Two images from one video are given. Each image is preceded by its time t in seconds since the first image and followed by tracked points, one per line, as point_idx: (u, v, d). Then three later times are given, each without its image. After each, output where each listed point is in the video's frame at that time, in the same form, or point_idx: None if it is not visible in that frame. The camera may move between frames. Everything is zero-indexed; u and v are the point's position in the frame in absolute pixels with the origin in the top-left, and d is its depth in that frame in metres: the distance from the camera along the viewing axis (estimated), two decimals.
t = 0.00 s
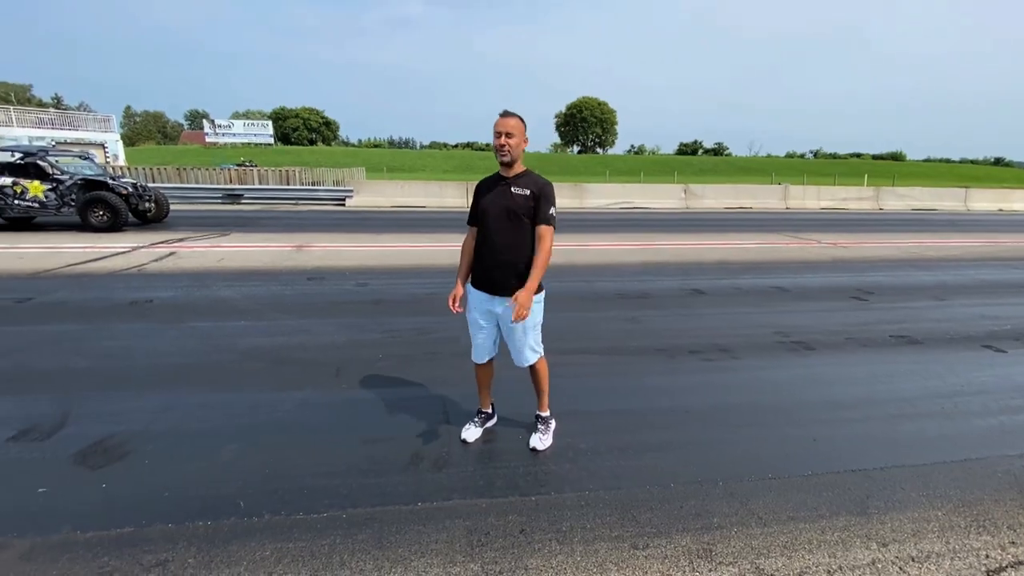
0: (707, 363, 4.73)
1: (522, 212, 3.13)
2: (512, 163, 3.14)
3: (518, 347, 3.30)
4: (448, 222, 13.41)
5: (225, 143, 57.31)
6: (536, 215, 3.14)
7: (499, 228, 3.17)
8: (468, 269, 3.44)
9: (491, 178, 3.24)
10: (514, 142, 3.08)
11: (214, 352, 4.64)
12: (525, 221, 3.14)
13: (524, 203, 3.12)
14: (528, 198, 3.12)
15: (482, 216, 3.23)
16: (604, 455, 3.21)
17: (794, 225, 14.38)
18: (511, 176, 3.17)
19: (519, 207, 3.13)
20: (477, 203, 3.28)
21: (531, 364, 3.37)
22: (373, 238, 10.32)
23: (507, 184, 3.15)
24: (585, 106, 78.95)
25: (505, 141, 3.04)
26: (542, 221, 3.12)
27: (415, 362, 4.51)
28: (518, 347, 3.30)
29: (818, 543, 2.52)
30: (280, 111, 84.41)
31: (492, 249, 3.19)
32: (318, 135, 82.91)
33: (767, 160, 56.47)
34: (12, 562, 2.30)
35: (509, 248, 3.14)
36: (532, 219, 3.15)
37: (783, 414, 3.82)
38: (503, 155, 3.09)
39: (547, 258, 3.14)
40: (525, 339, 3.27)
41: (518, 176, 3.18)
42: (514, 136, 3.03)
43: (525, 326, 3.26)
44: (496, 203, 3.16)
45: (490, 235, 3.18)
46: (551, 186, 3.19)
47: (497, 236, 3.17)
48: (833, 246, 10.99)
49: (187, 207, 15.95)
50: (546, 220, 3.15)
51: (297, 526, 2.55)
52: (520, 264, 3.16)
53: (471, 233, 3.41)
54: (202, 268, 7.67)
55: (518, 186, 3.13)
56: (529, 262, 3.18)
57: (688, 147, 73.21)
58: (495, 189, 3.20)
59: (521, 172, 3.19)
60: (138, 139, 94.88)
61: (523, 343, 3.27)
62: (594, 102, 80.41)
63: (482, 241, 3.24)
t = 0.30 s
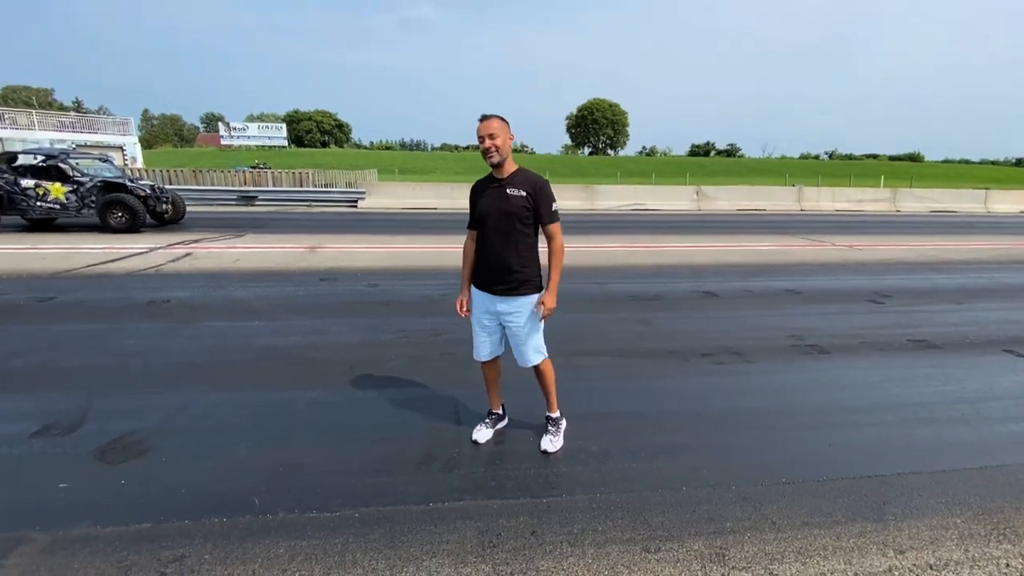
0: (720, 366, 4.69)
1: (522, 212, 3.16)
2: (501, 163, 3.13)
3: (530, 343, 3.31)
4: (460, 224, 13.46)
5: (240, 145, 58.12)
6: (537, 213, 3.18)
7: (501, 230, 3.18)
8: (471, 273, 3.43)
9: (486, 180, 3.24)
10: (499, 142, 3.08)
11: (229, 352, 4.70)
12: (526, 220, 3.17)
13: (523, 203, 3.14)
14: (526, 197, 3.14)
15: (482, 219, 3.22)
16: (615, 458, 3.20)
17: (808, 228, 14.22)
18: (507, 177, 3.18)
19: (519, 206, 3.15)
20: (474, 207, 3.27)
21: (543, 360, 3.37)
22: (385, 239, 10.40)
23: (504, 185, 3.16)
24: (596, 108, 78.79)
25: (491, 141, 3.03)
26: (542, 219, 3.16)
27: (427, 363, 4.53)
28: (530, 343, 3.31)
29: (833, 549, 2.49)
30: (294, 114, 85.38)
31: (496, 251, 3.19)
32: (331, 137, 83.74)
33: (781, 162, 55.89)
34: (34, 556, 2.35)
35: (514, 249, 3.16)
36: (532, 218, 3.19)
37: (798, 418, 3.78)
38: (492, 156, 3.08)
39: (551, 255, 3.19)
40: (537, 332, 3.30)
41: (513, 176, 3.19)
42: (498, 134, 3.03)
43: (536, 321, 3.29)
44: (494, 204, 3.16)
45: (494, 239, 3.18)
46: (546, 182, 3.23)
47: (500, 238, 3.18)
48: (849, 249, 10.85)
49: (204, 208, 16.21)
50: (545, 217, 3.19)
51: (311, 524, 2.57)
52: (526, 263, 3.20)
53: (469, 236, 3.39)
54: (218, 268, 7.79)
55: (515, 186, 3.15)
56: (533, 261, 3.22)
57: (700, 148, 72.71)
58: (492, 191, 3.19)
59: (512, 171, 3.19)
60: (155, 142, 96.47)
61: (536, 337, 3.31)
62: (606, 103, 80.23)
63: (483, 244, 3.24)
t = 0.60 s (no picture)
0: (730, 369, 4.65)
1: (522, 211, 3.16)
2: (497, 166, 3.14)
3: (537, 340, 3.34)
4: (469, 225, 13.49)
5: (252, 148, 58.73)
6: (537, 211, 3.17)
7: (503, 230, 3.19)
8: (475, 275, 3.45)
9: (485, 181, 3.24)
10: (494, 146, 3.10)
11: (241, 352, 4.75)
12: (527, 219, 3.17)
13: (523, 202, 3.14)
14: (526, 196, 3.14)
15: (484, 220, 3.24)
16: (624, 461, 3.18)
17: (821, 230, 14.04)
18: (505, 177, 3.17)
19: (520, 205, 3.16)
20: (475, 209, 3.28)
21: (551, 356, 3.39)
22: (394, 241, 10.45)
23: (504, 186, 3.16)
24: (606, 110, 78.66)
25: (488, 146, 3.04)
26: (543, 217, 3.16)
27: (435, 365, 4.54)
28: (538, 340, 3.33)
29: (847, 556, 2.45)
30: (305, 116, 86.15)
31: (500, 252, 3.21)
32: (341, 140, 84.45)
33: (793, 164, 55.35)
34: (50, 551, 2.38)
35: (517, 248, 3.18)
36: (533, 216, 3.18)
37: (809, 423, 3.73)
38: (491, 161, 3.09)
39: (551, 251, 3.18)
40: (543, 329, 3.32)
41: (512, 175, 3.19)
42: (495, 138, 3.04)
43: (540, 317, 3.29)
44: (495, 205, 3.18)
45: (497, 240, 3.20)
46: (545, 179, 3.22)
47: (504, 239, 3.20)
48: (862, 251, 10.70)
49: (216, 210, 16.40)
50: (545, 215, 3.18)
51: (320, 524, 2.58)
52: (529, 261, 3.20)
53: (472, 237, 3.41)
54: (230, 269, 7.87)
55: (515, 186, 3.15)
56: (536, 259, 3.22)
57: (710, 150, 72.26)
58: (492, 192, 3.19)
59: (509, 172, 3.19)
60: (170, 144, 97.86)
61: (542, 334, 3.32)
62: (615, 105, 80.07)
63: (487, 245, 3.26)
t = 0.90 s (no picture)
0: (741, 372, 4.61)
1: (537, 212, 3.16)
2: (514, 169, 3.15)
3: (548, 338, 3.37)
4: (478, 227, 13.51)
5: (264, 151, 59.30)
6: (551, 213, 3.17)
7: (516, 231, 3.20)
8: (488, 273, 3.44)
9: (501, 182, 3.26)
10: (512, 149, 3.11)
11: (252, 352, 4.79)
12: (541, 220, 3.16)
13: (538, 203, 3.15)
14: (541, 198, 3.14)
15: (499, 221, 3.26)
16: (633, 464, 3.16)
17: (834, 232, 13.89)
18: (521, 179, 3.18)
19: (535, 207, 3.16)
20: (490, 209, 3.29)
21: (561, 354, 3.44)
22: (404, 242, 10.49)
23: (519, 188, 3.17)
24: (615, 112, 78.52)
25: (506, 148, 3.06)
26: (557, 219, 3.15)
27: (444, 366, 4.55)
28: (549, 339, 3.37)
29: (860, 562, 2.41)
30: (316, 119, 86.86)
31: (513, 252, 3.22)
32: (352, 143, 85.02)
33: (805, 165, 54.77)
34: (64, 548, 2.42)
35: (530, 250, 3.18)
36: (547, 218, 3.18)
37: (821, 427, 3.68)
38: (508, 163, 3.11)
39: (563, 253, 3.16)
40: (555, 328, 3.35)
41: (528, 177, 3.19)
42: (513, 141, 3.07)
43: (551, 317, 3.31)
44: (510, 206, 3.19)
45: (510, 239, 3.20)
46: (560, 181, 3.22)
47: (517, 240, 3.20)
48: (876, 254, 10.56)
49: (228, 212, 16.58)
50: (559, 218, 3.17)
51: (329, 523, 2.60)
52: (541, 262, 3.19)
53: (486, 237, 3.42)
54: (241, 271, 7.95)
55: (529, 188, 3.16)
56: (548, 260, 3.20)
57: (721, 152, 71.80)
58: (507, 193, 3.21)
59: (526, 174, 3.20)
60: (183, 147, 99.35)
61: (554, 333, 3.36)
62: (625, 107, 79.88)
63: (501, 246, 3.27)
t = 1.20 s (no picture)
0: (758, 376, 4.54)
1: (572, 218, 3.22)
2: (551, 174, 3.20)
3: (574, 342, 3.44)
4: (490, 230, 13.54)
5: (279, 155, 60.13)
6: (586, 219, 3.25)
7: (551, 235, 3.25)
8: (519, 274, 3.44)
9: (537, 187, 3.32)
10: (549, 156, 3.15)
11: (267, 353, 4.84)
12: (576, 226, 3.23)
13: (573, 207, 3.21)
14: (577, 203, 3.21)
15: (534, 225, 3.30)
16: (648, 468, 3.13)
17: (851, 235, 13.68)
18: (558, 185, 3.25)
19: (570, 212, 3.22)
20: (524, 212, 3.34)
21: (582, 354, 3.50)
22: (417, 245, 10.55)
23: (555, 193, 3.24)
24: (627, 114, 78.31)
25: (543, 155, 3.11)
26: (591, 226, 3.23)
27: (458, 368, 4.55)
28: (573, 341, 3.42)
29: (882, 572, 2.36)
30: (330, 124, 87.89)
31: (547, 256, 3.26)
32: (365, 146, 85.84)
33: (821, 167, 54.03)
34: (85, 545, 2.46)
35: (565, 254, 3.24)
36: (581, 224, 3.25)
37: (840, 432, 3.62)
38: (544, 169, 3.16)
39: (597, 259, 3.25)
40: (579, 331, 3.41)
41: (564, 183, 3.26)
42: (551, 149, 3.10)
43: (578, 319, 3.38)
44: (547, 210, 3.25)
45: (544, 243, 3.26)
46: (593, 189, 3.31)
47: (552, 244, 3.25)
48: (895, 257, 10.37)
49: (245, 215, 16.83)
50: (593, 224, 3.25)
51: (343, 525, 2.61)
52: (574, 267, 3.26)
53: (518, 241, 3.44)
54: (257, 273, 8.05)
55: (565, 194, 3.23)
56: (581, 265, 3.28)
57: (735, 154, 71.18)
58: (544, 198, 3.26)
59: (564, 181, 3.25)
60: (201, 151, 101.12)
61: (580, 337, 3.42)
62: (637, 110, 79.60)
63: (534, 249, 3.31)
